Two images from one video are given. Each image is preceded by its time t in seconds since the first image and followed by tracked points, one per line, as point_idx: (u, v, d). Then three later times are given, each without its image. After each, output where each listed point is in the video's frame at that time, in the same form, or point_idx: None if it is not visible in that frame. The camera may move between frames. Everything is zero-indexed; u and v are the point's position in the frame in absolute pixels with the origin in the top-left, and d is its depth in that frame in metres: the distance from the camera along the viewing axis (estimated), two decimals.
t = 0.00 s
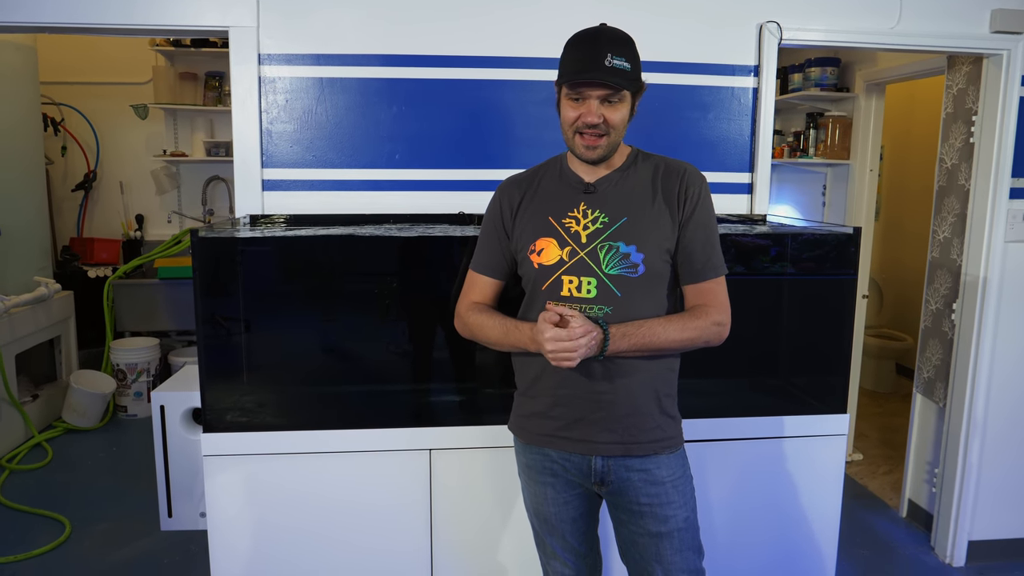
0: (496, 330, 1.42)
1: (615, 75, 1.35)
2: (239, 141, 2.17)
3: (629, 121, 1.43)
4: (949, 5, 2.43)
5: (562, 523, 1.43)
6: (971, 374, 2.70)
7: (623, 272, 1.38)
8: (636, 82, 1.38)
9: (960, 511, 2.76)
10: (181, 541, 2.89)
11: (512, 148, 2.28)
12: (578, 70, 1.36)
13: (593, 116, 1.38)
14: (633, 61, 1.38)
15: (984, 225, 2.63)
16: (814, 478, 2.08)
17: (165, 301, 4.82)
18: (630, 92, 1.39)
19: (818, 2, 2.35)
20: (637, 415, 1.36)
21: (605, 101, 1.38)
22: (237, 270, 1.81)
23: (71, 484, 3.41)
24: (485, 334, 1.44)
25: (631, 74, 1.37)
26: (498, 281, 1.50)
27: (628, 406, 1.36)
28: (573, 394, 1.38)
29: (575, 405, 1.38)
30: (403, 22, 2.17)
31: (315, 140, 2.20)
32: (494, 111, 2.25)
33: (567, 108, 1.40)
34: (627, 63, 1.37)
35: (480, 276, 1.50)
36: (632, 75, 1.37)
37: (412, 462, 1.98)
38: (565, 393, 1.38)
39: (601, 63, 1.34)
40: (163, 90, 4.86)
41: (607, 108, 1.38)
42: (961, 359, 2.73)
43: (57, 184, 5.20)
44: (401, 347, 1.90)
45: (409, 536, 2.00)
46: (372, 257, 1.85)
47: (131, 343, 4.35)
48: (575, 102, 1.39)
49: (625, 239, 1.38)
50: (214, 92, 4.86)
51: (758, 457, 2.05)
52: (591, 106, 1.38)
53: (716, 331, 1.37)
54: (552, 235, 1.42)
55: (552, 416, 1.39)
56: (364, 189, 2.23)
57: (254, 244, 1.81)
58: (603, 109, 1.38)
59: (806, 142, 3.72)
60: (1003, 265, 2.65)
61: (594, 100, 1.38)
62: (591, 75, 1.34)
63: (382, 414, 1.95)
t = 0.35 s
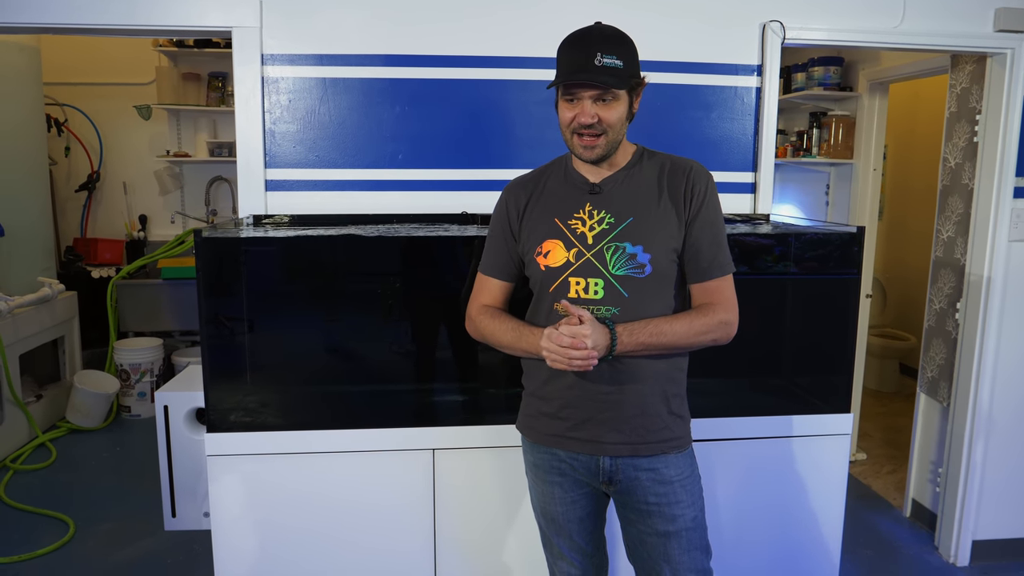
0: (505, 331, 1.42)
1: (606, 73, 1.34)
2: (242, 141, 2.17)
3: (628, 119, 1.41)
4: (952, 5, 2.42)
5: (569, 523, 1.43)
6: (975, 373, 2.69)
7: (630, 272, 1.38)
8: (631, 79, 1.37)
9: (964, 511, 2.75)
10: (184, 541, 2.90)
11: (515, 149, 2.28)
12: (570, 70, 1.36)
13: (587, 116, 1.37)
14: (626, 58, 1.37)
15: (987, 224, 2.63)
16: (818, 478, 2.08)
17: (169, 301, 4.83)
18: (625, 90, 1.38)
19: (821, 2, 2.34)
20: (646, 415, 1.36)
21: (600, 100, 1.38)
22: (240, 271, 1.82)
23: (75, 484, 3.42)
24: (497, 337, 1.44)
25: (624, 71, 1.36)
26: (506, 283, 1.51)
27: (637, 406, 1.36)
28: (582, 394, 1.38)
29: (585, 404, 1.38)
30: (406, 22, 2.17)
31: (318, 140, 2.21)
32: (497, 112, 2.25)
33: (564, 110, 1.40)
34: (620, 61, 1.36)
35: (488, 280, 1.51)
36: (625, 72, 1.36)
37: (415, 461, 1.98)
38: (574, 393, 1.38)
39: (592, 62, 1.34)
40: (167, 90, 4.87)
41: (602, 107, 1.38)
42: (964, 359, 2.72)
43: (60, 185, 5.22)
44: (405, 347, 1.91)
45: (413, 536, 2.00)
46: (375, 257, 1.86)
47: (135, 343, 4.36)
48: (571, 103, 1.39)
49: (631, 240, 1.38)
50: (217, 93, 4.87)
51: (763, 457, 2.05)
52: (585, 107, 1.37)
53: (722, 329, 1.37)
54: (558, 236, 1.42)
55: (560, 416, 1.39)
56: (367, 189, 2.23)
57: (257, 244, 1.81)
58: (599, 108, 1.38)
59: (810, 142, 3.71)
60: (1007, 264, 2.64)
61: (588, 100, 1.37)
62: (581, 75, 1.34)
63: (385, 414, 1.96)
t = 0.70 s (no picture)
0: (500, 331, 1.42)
1: (620, 69, 1.36)
2: (241, 140, 2.17)
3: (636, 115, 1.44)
4: (951, 7, 2.43)
5: (575, 526, 1.42)
6: (973, 375, 2.70)
7: (638, 272, 1.38)
8: (641, 75, 1.40)
9: (963, 512, 2.75)
10: (182, 540, 2.89)
11: (515, 149, 2.28)
12: (583, 66, 1.37)
13: (602, 111, 1.38)
14: (635, 54, 1.40)
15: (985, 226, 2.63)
16: (818, 479, 2.08)
17: (168, 300, 4.83)
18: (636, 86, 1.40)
19: (821, 3, 2.35)
20: (654, 414, 1.37)
21: (613, 96, 1.40)
22: (240, 270, 1.82)
23: (72, 483, 3.41)
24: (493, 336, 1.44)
25: (636, 67, 1.39)
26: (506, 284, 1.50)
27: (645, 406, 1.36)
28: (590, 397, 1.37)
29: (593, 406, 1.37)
30: (406, 22, 2.17)
31: (317, 140, 2.20)
32: (497, 112, 2.25)
33: (575, 107, 1.41)
34: (631, 57, 1.38)
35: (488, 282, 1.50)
36: (636, 68, 1.39)
37: (415, 461, 1.98)
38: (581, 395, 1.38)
39: (607, 58, 1.36)
40: (166, 89, 4.86)
41: (615, 102, 1.39)
42: (962, 361, 2.73)
43: (59, 184, 5.21)
44: (404, 347, 1.91)
45: (412, 536, 2.00)
46: (374, 257, 1.85)
47: (133, 342, 4.35)
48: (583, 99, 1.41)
49: (638, 240, 1.39)
50: (216, 92, 4.86)
51: (763, 458, 2.05)
52: (599, 102, 1.39)
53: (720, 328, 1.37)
54: (565, 237, 1.41)
55: (568, 420, 1.39)
56: (366, 188, 2.23)
57: (256, 244, 1.81)
58: (612, 103, 1.39)
59: (809, 143, 3.73)
60: (1005, 266, 2.65)
61: (601, 96, 1.39)
62: (597, 69, 1.36)
63: (384, 414, 1.96)
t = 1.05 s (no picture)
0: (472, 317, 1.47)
1: (620, 62, 1.39)
2: (239, 139, 2.17)
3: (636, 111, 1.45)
4: (949, 11, 2.43)
5: (569, 528, 1.42)
6: (968, 378, 2.70)
7: (637, 272, 1.38)
8: (639, 70, 1.43)
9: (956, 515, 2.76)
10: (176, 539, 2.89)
11: (513, 150, 2.28)
12: (583, 61, 1.39)
13: (605, 104, 1.39)
14: (633, 50, 1.43)
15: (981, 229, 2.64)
16: (813, 481, 2.08)
17: (164, 298, 4.82)
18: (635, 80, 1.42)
19: (819, 6, 2.35)
20: (650, 417, 1.36)
21: (613, 90, 1.41)
22: (236, 270, 1.81)
23: (67, 481, 3.41)
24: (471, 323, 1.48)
25: (634, 61, 1.41)
26: (504, 283, 1.52)
27: (641, 408, 1.36)
28: (586, 397, 1.37)
29: (589, 407, 1.37)
30: (405, 22, 2.18)
31: (314, 139, 2.20)
32: (496, 112, 2.25)
33: (577, 103, 1.42)
34: (630, 52, 1.41)
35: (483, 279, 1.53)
36: (635, 62, 1.41)
37: (410, 461, 1.98)
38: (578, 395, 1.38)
39: (607, 51, 1.38)
40: (164, 87, 4.86)
41: (616, 96, 1.41)
42: (957, 364, 2.74)
43: (56, 181, 5.20)
44: (400, 347, 1.90)
45: (407, 536, 2.00)
46: (371, 256, 1.85)
47: (129, 340, 4.35)
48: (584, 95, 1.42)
49: (636, 240, 1.39)
50: (214, 90, 4.85)
51: (758, 459, 2.06)
52: (602, 96, 1.40)
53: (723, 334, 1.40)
54: (564, 236, 1.41)
55: (563, 420, 1.39)
56: (364, 188, 2.23)
57: (253, 242, 1.81)
58: (614, 97, 1.40)
59: (805, 146, 3.69)
60: (1001, 270, 2.66)
61: (602, 90, 1.40)
62: (599, 61, 1.38)
63: (380, 413, 1.95)
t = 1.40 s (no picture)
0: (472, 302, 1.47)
1: (619, 63, 1.40)
2: (238, 140, 2.17)
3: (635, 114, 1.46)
4: (946, 14, 2.44)
5: (569, 530, 1.42)
6: (965, 380, 2.71)
7: (637, 273, 1.38)
8: (637, 73, 1.44)
9: (954, 517, 2.76)
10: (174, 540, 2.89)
11: (512, 151, 2.28)
12: (584, 63, 1.40)
13: (605, 105, 1.40)
14: (631, 53, 1.44)
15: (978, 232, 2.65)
16: (811, 483, 2.08)
17: (163, 299, 4.81)
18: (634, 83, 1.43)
19: (817, 8, 2.36)
20: (651, 417, 1.37)
21: (613, 92, 1.42)
22: (234, 271, 1.81)
23: (64, 483, 3.40)
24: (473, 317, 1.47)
25: (633, 64, 1.42)
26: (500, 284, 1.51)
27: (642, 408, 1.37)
28: (587, 398, 1.37)
29: (590, 408, 1.37)
30: (403, 23, 2.18)
31: (313, 140, 2.21)
32: (495, 114, 2.26)
33: (577, 104, 1.42)
34: (628, 54, 1.42)
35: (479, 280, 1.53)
36: (634, 65, 1.43)
37: (408, 463, 1.98)
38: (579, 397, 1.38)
39: (607, 53, 1.39)
40: (163, 88, 4.85)
41: (616, 97, 1.42)
42: (955, 367, 2.74)
43: (55, 181, 5.20)
44: (398, 348, 1.90)
45: (405, 537, 2.00)
46: (369, 258, 1.85)
47: (128, 341, 4.34)
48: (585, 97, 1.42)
49: (636, 241, 1.39)
50: (213, 92, 4.85)
51: (756, 461, 2.06)
52: (602, 97, 1.41)
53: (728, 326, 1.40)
54: (563, 238, 1.42)
55: (563, 421, 1.38)
56: (362, 189, 2.24)
57: (251, 244, 1.81)
58: (614, 99, 1.41)
59: (804, 148, 3.68)
60: (998, 272, 2.66)
61: (602, 91, 1.41)
62: (600, 63, 1.39)
63: (378, 415, 1.95)
